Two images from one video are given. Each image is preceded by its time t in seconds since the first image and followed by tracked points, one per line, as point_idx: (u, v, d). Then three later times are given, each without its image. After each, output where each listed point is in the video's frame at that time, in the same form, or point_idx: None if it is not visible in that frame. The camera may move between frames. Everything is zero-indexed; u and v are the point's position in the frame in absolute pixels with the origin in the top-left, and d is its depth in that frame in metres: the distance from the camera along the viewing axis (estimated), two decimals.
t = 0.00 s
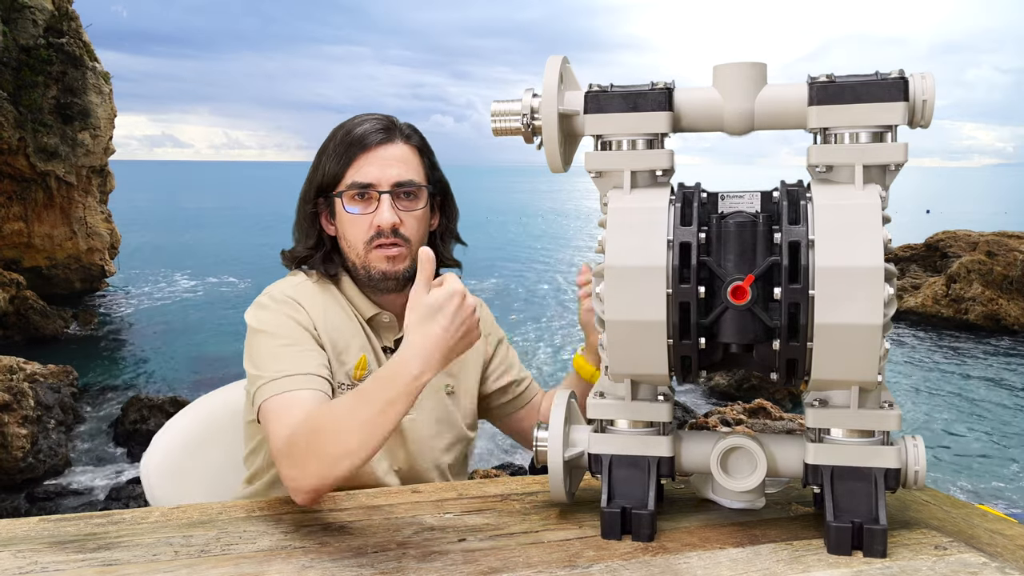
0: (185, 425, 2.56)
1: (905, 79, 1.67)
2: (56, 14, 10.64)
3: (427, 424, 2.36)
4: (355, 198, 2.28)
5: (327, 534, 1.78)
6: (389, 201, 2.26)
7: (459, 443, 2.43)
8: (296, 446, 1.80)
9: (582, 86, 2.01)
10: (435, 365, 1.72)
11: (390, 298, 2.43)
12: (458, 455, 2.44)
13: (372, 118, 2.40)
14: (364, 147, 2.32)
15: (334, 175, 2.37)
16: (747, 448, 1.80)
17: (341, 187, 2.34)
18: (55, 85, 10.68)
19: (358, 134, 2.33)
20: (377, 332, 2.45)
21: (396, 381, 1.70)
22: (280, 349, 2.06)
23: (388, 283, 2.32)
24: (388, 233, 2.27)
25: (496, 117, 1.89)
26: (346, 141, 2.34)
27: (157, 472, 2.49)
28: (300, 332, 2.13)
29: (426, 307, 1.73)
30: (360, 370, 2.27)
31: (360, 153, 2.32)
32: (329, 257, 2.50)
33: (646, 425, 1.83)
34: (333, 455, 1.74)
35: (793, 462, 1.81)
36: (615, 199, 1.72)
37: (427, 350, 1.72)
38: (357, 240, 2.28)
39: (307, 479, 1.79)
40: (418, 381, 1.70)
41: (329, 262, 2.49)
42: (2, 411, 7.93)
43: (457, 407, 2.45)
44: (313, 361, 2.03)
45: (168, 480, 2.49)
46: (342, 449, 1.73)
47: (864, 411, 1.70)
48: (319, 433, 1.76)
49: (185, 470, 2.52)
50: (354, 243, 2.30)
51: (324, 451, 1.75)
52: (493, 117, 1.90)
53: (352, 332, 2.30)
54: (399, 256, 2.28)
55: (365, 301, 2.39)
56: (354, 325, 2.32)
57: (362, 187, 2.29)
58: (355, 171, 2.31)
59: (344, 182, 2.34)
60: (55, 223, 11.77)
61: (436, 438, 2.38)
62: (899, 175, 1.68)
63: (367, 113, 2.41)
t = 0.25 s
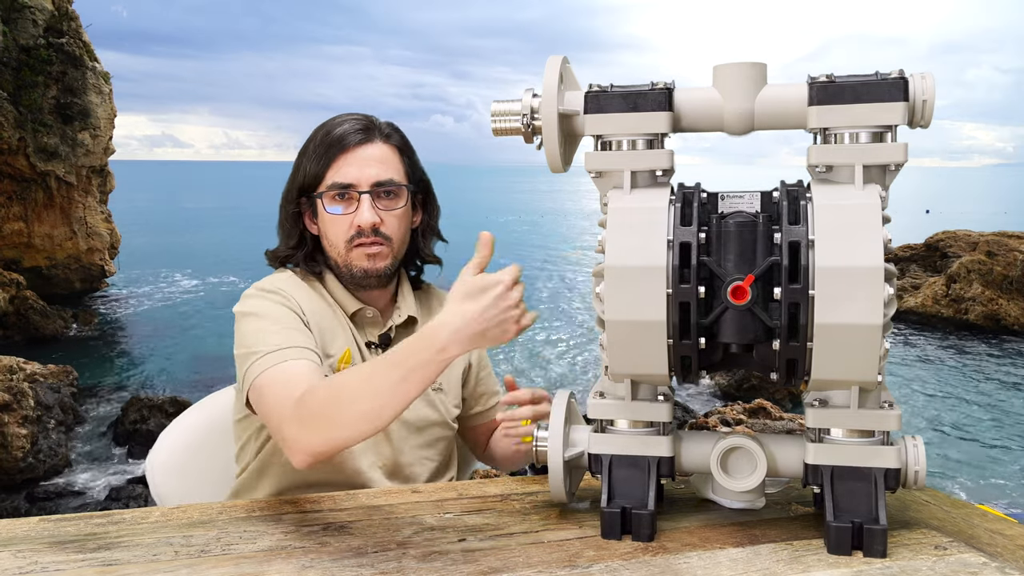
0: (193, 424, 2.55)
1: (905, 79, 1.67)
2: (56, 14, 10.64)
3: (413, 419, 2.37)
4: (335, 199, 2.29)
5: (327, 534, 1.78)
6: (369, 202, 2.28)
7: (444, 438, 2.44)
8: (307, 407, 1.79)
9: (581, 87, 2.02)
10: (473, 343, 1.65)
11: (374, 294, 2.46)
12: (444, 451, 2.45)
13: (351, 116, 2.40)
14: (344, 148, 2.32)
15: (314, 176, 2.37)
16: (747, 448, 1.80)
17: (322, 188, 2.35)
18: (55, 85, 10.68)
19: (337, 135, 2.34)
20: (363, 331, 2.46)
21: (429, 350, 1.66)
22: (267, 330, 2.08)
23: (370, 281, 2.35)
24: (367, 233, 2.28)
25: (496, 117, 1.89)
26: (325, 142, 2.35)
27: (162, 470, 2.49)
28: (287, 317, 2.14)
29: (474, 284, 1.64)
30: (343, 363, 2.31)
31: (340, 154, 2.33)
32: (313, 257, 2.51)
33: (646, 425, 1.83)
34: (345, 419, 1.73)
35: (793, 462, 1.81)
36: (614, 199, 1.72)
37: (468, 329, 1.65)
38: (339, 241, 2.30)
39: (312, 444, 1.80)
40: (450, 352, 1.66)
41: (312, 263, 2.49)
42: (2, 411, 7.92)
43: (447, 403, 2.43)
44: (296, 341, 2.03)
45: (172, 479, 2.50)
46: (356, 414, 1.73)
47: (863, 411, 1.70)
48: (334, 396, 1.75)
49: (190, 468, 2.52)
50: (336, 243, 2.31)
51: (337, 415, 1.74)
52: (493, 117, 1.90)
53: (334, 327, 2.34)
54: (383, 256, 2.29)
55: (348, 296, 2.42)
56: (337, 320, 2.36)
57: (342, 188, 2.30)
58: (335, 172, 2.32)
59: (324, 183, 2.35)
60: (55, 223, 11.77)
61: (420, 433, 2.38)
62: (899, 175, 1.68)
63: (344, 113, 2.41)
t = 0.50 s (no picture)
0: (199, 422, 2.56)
1: (905, 79, 1.67)
2: (56, 14, 10.63)
3: (409, 415, 2.35)
4: (327, 197, 2.28)
5: (327, 534, 1.78)
6: (361, 199, 2.27)
7: (443, 435, 2.42)
8: (281, 399, 1.79)
9: (581, 86, 2.02)
10: (443, 326, 1.66)
11: (368, 293, 2.47)
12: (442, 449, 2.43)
13: (345, 118, 2.41)
14: (337, 147, 2.33)
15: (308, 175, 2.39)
16: (747, 448, 1.80)
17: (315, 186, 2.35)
18: (55, 85, 10.68)
19: (331, 135, 2.35)
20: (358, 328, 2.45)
21: (397, 337, 1.66)
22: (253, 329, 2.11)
23: (364, 279, 2.35)
24: (360, 232, 2.27)
25: (496, 117, 1.89)
26: (319, 142, 2.36)
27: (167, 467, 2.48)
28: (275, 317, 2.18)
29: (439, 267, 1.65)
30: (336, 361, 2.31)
31: (333, 153, 2.33)
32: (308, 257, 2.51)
33: (646, 425, 1.83)
34: (317, 410, 1.73)
35: (793, 462, 1.81)
36: (614, 199, 1.72)
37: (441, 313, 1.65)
38: (329, 238, 2.30)
39: (287, 437, 1.80)
40: (419, 338, 1.66)
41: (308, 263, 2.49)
42: (2, 411, 7.90)
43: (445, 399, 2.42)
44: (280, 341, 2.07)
45: (175, 477, 2.48)
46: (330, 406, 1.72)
47: (864, 411, 1.70)
48: (307, 388, 1.75)
49: (191, 467, 2.51)
50: (329, 241, 2.30)
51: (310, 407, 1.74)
52: (493, 117, 1.90)
53: (326, 324, 2.34)
54: (373, 253, 2.28)
55: (342, 294, 2.41)
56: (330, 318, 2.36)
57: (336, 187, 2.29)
58: (327, 171, 2.32)
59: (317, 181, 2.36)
60: (55, 223, 11.77)
61: (417, 429, 2.37)
62: (899, 174, 1.68)
63: (340, 113, 2.42)
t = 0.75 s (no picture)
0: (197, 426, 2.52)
1: (905, 79, 1.67)
2: (56, 14, 10.64)
3: (410, 411, 2.35)
4: (326, 196, 2.28)
5: (327, 534, 1.78)
6: (359, 198, 2.27)
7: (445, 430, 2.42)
8: (272, 404, 1.79)
9: (581, 86, 2.02)
10: (425, 332, 1.67)
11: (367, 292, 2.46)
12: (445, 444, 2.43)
13: (343, 118, 2.41)
14: (335, 146, 2.33)
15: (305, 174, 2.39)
16: (747, 448, 1.80)
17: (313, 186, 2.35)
18: (55, 85, 10.69)
19: (329, 135, 2.35)
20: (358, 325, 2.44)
21: (383, 343, 1.66)
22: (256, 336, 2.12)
23: (363, 279, 2.35)
24: (359, 230, 2.28)
25: (496, 117, 1.89)
26: (317, 142, 2.36)
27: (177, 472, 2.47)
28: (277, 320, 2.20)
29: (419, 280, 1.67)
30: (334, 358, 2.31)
31: (332, 153, 2.33)
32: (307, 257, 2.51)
33: (646, 425, 1.83)
34: (304, 415, 1.73)
35: (793, 462, 1.81)
36: (614, 199, 1.72)
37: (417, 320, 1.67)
38: (328, 238, 2.29)
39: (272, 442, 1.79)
40: (403, 344, 1.67)
41: (307, 262, 2.49)
42: (2, 411, 7.89)
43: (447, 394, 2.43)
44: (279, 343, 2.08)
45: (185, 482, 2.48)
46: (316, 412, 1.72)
47: (864, 411, 1.70)
48: (293, 395, 1.75)
49: (191, 467, 2.51)
50: (328, 241, 2.30)
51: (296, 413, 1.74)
52: (493, 117, 1.90)
53: (325, 323, 2.34)
54: (370, 252, 2.29)
55: (340, 292, 2.41)
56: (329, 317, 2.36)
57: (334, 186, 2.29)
58: (325, 170, 2.32)
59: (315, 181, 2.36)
60: (55, 223, 11.76)
61: (419, 424, 2.37)
62: (899, 175, 1.68)
63: (338, 114, 2.42)
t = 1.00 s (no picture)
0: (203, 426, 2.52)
1: (905, 79, 1.67)
2: (56, 14, 10.63)
3: (408, 406, 2.36)
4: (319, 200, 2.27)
5: (326, 534, 1.78)
6: (352, 202, 2.25)
7: (444, 425, 2.41)
8: (277, 396, 1.80)
9: (581, 86, 2.02)
10: (436, 326, 1.65)
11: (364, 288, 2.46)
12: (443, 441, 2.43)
13: (334, 120, 2.38)
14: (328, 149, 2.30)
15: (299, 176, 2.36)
16: (746, 448, 1.81)
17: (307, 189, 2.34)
18: (55, 85, 10.68)
19: (320, 138, 2.32)
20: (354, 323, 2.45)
21: (390, 337, 1.66)
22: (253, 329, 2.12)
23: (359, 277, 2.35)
24: (353, 233, 2.27)
25: (496, 117, 1.89)
26: (310, 144, 2.34)
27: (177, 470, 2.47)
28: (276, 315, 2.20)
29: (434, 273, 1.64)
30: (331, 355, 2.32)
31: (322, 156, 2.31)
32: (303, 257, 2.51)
33: (646, 425, 1.83)
34: (314, 406, 1.74)
35: (793, 462, 1.81)
36: (614, 199, 1.72)
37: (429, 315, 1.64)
38: (325, 241, 2.29)
39: (283, 431, 1.80)
40: (411, 338, 1.66)
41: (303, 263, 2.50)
42: (2, 411, 7.88)
43: (445, 389, 2.43)
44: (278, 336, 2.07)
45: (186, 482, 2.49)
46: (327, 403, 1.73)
47: (864, 411, 1.70)
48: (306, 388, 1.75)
49: (192, 468, 2.51)
50: (323, 243, 2.30)
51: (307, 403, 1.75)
52: (493, 117, 1.90)
53: (322, 320, 2.36)
54: (366, 254, 2.28)
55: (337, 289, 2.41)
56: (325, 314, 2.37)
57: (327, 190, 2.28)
58: (319, 173, 2.31)
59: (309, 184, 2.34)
60: (55, 223, 11.76)
61: (418, 419, 2.38)
62: (899, 175, 1.68)
63: (329, 115, 2.39)
